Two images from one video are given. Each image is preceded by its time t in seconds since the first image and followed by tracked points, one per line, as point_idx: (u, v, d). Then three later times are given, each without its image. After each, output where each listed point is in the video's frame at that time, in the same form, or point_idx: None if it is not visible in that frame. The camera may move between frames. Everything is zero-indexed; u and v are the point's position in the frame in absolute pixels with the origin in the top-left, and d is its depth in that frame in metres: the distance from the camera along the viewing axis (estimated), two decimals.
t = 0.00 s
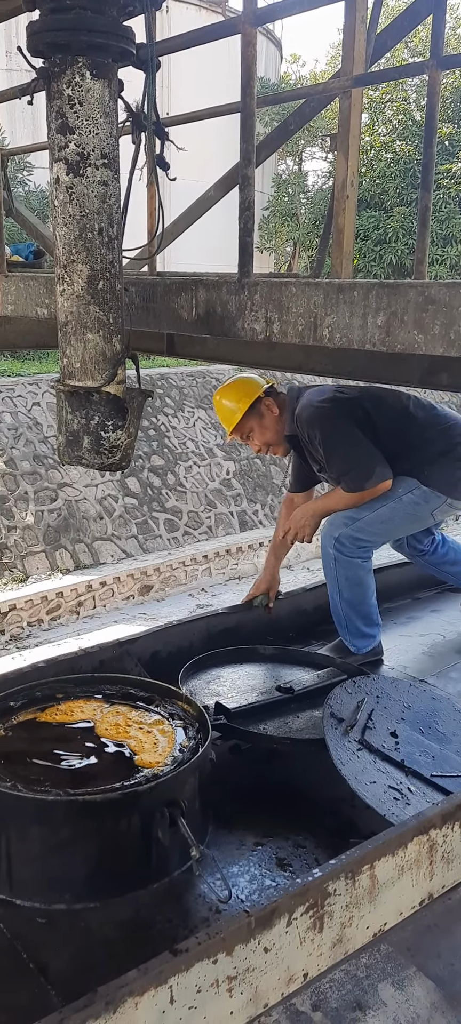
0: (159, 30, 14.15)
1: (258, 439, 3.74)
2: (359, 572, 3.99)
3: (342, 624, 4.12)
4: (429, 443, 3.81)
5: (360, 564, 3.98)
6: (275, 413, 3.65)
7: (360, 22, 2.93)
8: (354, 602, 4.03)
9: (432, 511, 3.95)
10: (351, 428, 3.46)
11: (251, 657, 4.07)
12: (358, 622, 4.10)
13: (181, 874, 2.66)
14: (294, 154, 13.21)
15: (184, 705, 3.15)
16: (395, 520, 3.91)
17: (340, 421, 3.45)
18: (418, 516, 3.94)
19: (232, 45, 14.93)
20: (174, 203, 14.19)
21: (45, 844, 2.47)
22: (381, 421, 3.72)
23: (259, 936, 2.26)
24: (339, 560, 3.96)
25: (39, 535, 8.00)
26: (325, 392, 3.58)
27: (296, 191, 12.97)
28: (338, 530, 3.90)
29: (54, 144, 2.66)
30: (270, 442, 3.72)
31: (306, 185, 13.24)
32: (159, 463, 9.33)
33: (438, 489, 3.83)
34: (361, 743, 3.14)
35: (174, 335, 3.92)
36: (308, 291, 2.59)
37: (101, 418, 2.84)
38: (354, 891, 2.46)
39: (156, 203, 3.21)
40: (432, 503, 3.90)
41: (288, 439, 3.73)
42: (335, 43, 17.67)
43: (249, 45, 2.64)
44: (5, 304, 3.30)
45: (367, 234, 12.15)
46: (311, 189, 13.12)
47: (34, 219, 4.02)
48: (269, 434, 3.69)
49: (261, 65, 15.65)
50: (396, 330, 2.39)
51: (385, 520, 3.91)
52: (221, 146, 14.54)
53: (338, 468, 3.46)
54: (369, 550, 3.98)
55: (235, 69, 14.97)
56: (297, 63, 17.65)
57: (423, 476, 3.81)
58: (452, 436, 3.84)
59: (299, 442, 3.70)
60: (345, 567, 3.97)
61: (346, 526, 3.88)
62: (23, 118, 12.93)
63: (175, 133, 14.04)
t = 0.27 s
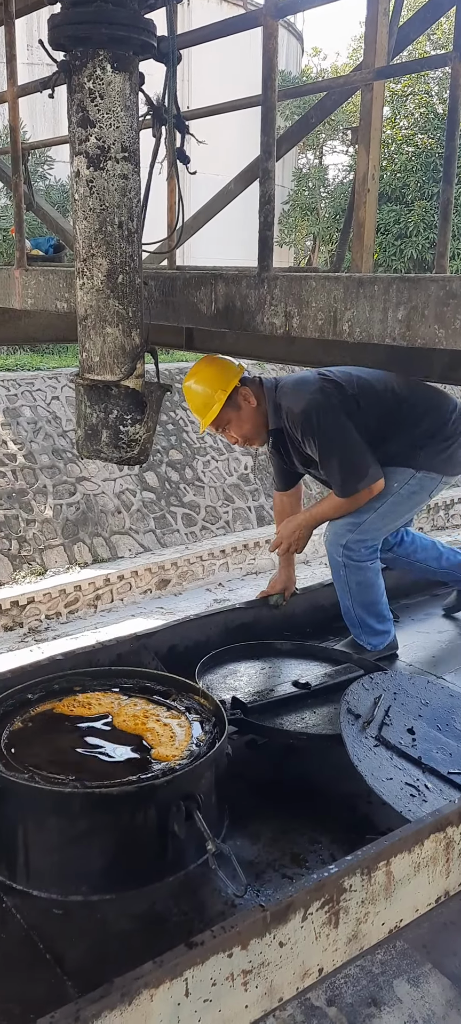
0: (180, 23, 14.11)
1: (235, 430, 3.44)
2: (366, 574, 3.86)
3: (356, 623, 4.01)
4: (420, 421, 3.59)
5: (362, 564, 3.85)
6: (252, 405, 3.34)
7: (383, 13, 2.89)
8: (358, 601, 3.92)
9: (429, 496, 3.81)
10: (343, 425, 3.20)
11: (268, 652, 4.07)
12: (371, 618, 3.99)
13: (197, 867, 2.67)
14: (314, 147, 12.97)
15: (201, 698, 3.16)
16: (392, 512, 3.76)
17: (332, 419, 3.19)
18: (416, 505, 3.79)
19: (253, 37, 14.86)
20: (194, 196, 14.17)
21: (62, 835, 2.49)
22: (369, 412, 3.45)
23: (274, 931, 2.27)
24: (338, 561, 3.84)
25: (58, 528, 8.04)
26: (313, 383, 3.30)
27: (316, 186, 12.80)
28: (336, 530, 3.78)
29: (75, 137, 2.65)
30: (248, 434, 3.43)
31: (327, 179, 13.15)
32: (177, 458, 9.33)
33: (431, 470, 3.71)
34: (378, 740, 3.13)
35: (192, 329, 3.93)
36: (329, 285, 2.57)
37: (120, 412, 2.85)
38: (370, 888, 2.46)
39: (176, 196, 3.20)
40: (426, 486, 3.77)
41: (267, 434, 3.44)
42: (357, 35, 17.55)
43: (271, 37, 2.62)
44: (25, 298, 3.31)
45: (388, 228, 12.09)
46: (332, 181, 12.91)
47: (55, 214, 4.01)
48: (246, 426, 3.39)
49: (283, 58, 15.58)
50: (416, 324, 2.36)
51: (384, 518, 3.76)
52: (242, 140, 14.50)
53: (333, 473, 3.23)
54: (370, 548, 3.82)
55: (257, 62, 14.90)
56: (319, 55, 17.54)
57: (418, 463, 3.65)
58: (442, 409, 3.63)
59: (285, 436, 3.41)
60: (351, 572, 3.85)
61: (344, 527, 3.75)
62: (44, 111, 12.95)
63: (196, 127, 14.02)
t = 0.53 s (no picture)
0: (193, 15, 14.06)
1: (227, 414, 3.35)
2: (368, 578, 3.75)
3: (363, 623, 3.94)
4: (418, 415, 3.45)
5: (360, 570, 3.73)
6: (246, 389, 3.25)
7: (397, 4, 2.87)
8: (360, 601, 3.81)
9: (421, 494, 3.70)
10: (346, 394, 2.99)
11: (279, 647, 4.07)
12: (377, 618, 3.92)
13: (208, 860, 2.68)
14: (327, 140, 12.86)
15: (212, 692, 3.16)
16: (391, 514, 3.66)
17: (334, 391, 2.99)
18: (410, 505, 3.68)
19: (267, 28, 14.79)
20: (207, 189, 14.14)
21: (74, 828, 2.50)
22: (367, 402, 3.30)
23: (285, 924, 2.27)
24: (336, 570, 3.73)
25: (70, 522, 8.07)
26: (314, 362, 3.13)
27: (329, 178, 12.77)
28: (335, 535, 3.64)
29: (88, 130, 2.65)
30: (240, 419, 3.34)
31: (340, 172, 13.09)
32: (189, 452, 9.34)
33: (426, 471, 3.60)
34: (390, 735, 3.12)
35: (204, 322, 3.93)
36: (342, 278, 2.56)
37: (133, 406, 2.83)
38: (380, 882, 2.46)
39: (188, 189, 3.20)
40: (421, 486, 3.67)
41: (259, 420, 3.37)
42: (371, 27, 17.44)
43: (284, 29, 2.60)
44: (38, 292, 3.31)
45: (401, 221, 12.02)
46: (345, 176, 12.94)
47: (67, 208, 4.00)
48: (239, 411, 3.31)
49: (297, 50, 15.50)
50: (430, 317, 2.34)
51: (379, 520, 3.64)
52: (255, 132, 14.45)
53: (343, 444, 2.97)
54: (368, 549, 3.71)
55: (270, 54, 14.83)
56: (332, 47, 17.45)
57: (417, 464, 3.54)
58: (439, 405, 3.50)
59: (280, 413, 3.26)
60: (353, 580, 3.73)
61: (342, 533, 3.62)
62: (57, 105, 12.96)
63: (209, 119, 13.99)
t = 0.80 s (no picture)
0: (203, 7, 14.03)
1: (200, 403, 3.37)
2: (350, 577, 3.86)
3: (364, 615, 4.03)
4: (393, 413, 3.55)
5: (340, 570, 3.83)
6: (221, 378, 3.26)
7: None
8: (349, 598, 3.91)
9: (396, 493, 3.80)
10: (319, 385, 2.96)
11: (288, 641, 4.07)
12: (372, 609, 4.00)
13: (217, 853, 2.69)
14: (338, 132, 12.83)
15: (221, 686, 3.16)
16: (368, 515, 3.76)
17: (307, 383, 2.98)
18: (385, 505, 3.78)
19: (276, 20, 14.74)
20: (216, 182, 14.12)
21: (84, 820, 2.51)
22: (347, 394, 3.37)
23: (294, 917, 2.28)
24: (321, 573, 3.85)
25: (80, 516, 8.09)
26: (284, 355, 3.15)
27: (339, 171, 12.64)
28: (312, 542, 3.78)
29: (97, 124, 2.64)
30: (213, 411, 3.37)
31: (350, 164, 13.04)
32: (198, 446, 9.35)
33: (399, 469, 3.69)
34: (399, 729, 3.11)
35: (214, 316, 3.93)
36: (352, 272, 2.54)
37: (142, 399, 2.82)
38: (390, 876, 2.46)
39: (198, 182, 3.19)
40: (396, 486, 3.76)
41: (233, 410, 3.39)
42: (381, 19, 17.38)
43: (294, 20, 2.57)
44: (47, 286, 3.32)
45: (411, 214, 11.98)
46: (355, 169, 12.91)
47: (77, 201, 4.00)
48: (212, 403, 3.32)
49: (307, 42, 15.45)
50: (441, 311, 2.33)
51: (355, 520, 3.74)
52: (265, 125, 14.42)
53: (320, 433, 2.91)
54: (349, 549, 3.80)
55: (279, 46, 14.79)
56: (342, 39, 17.38)
57: (390, 461, 3.63)
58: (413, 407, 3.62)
59: (254, 407, 3.32)
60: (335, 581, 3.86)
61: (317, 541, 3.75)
62: (66, 98, 12.96)
63: (218, 112, 13.97)
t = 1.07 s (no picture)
0: None
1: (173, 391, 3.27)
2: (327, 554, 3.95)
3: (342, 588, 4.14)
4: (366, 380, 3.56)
5: (321, 542, 3.90)
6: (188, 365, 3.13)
7: None
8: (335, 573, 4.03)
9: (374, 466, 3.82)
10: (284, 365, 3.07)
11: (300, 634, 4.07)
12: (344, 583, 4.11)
13: (229, 847, 2.70)
14: (350, 125, 12.78)
15: (233, 679, 3.17)
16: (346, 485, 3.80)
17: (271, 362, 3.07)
18: (362, 477, 3.81)
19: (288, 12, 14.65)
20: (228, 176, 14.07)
21: (97, 813, 2.52)
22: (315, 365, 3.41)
23: (306, 911, 2.29)
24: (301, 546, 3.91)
25: (92, 510, 8.10)
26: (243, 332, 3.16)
27: (352, 164, 12.66)
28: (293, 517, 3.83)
29: (109, 118, 2.62)
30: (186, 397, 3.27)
31: (363, 157, 12.96)
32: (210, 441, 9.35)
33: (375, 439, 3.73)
34: (411, 724, 3.10)
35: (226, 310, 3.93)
36: (364, 266, 2.53)
37: (154, 394, 2.82)
38: (401, 871, 2.47)
39: (210, 175, 3.18)
40: (373, 457, 3.78)
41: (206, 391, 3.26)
42: (394, 10, 17.26)
43: (308, 13, 2.55)
44: (60, 281, 3.32)
45: (424, 207, 11.89)
46: (367, 160, 12.69)
47: (89, 196, 3.99)
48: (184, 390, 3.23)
49: (319, 34, 15.36)
50: (454, 305, 2.31)
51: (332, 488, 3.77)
52: (277, 118, 14.37)
53: (288, 415, 3.05)
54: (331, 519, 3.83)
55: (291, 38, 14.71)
56: (355, 30, 17.27)
57: (366, 429, 3.65)
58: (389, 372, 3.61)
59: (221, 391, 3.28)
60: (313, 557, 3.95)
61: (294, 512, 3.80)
62: (78, 93, 12.94)
63: (230, 105, 13.92)
